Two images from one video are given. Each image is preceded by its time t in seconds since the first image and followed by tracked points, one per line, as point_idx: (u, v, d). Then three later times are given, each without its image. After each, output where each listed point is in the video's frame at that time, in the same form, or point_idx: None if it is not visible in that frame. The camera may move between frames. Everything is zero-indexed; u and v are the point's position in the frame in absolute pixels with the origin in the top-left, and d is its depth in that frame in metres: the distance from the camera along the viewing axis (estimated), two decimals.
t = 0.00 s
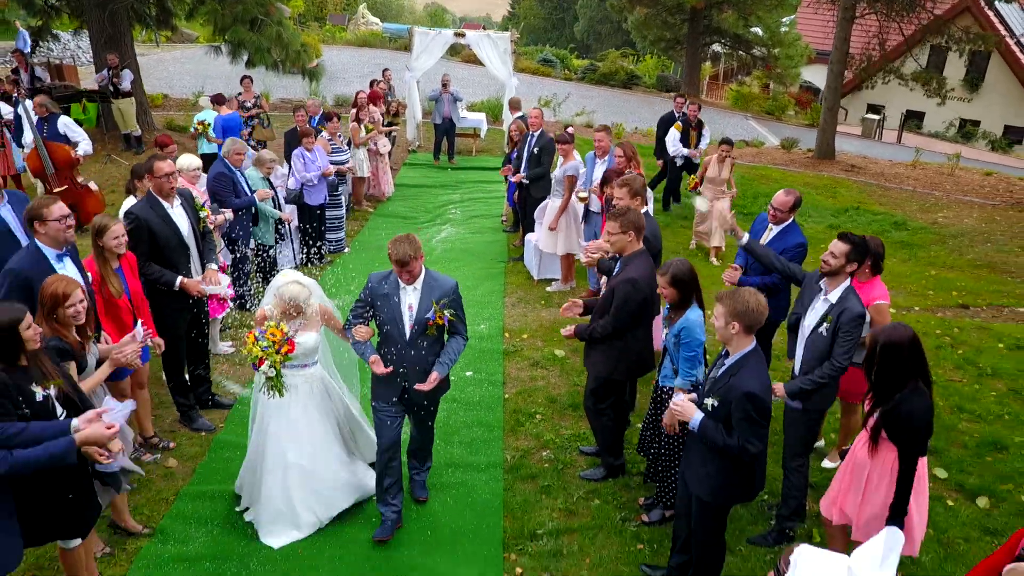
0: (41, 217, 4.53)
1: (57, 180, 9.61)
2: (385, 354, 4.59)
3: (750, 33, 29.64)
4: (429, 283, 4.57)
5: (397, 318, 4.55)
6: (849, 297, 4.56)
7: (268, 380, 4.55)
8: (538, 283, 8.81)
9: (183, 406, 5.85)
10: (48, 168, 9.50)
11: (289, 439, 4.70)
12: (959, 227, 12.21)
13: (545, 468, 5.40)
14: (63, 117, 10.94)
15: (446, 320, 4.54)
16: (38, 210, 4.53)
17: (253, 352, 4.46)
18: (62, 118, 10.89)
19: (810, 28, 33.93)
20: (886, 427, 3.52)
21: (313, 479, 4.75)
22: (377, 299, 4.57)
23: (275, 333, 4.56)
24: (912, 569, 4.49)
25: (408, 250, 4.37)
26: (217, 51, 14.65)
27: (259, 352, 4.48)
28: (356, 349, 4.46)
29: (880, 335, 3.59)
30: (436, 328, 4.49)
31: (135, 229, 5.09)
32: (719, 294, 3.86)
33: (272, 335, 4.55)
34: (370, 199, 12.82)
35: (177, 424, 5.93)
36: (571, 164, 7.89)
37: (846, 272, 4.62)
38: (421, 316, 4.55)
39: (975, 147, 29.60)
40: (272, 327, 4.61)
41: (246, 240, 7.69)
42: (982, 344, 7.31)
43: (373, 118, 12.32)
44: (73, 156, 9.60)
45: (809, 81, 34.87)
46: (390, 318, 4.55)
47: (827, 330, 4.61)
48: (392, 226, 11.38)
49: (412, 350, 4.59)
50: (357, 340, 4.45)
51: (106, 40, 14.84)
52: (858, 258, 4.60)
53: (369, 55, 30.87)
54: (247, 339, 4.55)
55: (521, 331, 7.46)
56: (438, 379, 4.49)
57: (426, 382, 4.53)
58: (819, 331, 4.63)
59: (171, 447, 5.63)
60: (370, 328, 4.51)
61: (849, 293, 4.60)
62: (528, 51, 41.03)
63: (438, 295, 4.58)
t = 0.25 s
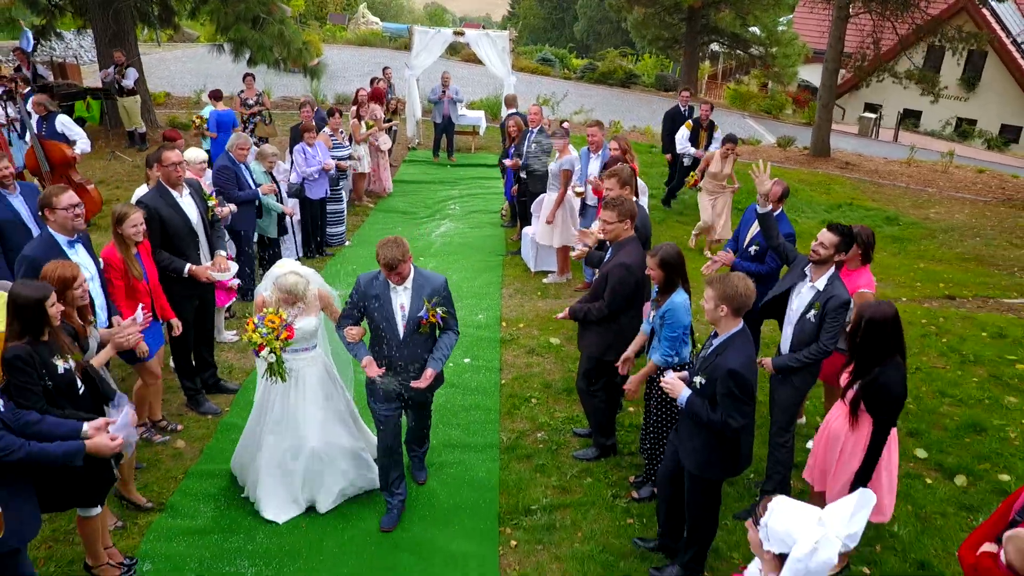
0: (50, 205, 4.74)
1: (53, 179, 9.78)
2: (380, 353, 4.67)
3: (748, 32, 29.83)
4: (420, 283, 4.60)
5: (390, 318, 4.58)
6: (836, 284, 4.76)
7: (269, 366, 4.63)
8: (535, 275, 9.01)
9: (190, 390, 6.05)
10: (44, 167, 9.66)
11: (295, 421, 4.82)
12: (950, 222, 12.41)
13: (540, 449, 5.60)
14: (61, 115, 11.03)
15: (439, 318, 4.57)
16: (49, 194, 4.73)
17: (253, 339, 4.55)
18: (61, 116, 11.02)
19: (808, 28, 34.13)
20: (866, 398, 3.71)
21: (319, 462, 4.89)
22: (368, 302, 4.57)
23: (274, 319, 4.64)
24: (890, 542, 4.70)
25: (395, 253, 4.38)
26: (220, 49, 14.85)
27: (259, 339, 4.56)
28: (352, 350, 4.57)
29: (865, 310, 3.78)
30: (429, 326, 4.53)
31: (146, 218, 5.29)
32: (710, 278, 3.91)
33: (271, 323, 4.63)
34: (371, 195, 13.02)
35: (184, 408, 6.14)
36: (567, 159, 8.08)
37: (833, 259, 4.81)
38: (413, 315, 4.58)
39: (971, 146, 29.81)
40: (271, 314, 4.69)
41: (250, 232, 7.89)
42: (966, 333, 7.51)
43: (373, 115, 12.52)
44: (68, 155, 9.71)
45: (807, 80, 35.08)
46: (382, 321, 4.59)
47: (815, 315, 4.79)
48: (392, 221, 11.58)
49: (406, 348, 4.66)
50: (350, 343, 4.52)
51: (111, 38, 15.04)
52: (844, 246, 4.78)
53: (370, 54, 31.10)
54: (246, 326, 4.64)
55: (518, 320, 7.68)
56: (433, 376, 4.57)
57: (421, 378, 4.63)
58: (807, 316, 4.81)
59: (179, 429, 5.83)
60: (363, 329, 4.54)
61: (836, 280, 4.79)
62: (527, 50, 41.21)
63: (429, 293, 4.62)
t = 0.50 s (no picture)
0: (58, 195, 4.91)
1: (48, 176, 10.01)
2: (374, 347, 4.71)
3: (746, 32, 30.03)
4: (408, 274, 4.66)
5: (382, 311, 4.67)
6: (824, 269, 4.99)
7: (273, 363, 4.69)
8: (532, 267, 9.22)
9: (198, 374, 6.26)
10: (37, 164, 9.89)
11: (300, 414, 4.90)
12: (941, 217, 12.61)
13: (536, 430, 5.81)
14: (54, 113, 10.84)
15: (429, 308, 4.67)
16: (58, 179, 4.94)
17: (256, 340, 4.55)
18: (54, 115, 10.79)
19: (805, 27, 34.33)
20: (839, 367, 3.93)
21: (326, 456, 4.91)
22: (359, 295, 4.68)
23: (278, 320, 4.60)
24: (870, 516, 4.91)
25: (382, 247, 4.40)
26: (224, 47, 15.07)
27: (262, 339, 4.57)
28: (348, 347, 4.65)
29: (846, 286, 4.00)
30: (418, 316, 4.62)
31: (158, 206, 5.50)
32: (700, 259, 4.08)
33: (274, 324, 4.59)
34: (372, 190, 13.24)
35: (192, 392, 6.35)
36: (563, 153, 8.28)
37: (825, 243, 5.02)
38: (403, 307, 4.66)
39: (968, 144, 30.00)
40: (274, 315, 4.65)
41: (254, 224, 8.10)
42: (952, 322, 7.72)
43: (374, 112, 12.74)
44: (61, 155, 9.84)
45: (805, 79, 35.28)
46: (373, 314, 4.66)
47: (805, 297, 5.01)
48: (392, 216, 11.79)
49: (399, 340, 4.73)
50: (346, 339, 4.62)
51: (116, 36, 15.24)
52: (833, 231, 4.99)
53: (371, 53, 31.31)
54: (250, 327, 4.62)
55: (516, 310, 7.89)
56: (424, 365, 4.62)
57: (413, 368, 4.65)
58: (797, 300, 5.08)
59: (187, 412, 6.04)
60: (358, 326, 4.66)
61: (825, 266, 5.02)
62: (527, 50, 41.40)
63: (419, 284, 4.71)
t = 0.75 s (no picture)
0: (67, 183, 5.17)
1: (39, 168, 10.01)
2: (372, 342, 4.72)
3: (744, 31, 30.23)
4: (405, 272, 4.66)
5: (377, 307, 4.67)
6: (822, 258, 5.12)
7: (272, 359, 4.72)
8: (529, 259, 9.44)
9: (205, 358, 6.48)
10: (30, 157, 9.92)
11: (299, 412, 4.94)
12: (932, 212, 12.81)
13: (531, 412, 6.03)
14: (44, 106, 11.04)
15: (426, 305, 4.64)
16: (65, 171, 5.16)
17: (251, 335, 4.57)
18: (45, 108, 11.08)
19: (803, 26, 34.53)
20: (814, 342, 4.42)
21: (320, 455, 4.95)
22: (356, 289, 4.68)
23: (271, 315, 4.65)
24: (852, 491, 5.13)
25: (381, 239, 4.44)
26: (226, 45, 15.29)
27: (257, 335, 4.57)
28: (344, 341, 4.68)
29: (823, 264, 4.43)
30: (415, 313, 4.58)
31: (169, 195, 5.71)
32: (688, 240, 4.28)
33: (268, 319, 4.65)
34: (373, 186, 13.44)
35: (199, 376, 6.57)
36: (559, 147, 8.48)
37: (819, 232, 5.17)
38: (400, 303, 4.64)
39: (964, 142, 30.18)
40: (268, 310, 4.70)
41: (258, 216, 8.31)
42: (938, 311, 7.93)
43: (375, 109, 12.93)
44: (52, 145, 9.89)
45: (802, 78, 35.49)
46: (370, 309, 4.66)
47: (802, 284, 5.12)
48: (393, 210, 12.00)
49: (396, 335, 4.72)
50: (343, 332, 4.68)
51: (120, 35, 15.45)
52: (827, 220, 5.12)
53: (371, 52, 31.51)
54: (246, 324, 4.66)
55: (513, 300, 8.10)
56: (422, 359, 4.56)
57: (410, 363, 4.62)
58: (794, 288, 5.22)
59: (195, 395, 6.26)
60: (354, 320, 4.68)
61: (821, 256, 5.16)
62: (527, 49, 41.59)
63: (417, 281, 4.70)
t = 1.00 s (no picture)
0: (76, 172, 5.38)
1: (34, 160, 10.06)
2: (374, 335, 4.82)
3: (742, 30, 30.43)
4: (412, 266, 4.75)
5: (382, 300, 4.78)
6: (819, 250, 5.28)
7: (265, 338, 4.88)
8: (527, 251, 9.65)
9: (212, 344, 6.70)
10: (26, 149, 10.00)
11: (298, 396, 5.02)
12: (924, 207, 13.02)
13: (528, 394, 6.25)
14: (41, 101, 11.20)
15: (430, 302, 4.72)
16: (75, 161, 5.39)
17: (245, 314, 4.76)
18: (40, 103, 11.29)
19: (801, 25, 34.73)
20: (794, 320, 4.76)
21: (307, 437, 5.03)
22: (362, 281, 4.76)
23: (265, 296, 4.83)
24: (835, 467, 5.35)
25: (394, 228, 4.62)
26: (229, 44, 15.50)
27: (251, 314, 4.76)
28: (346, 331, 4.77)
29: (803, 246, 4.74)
30: (419, 309, 4.67)
31: (179, 186, 5.93)
32: (673, 225, 4.48)
33: (261, 300, 4.82)
34: (374, 182, 13.65)
35: (207, 361, 6.78)
36: (555, 141, 8.69)
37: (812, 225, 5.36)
38: (404, 299, 4.74)
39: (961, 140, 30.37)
40: (264, 291, 4.88)
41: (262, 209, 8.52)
42: (924, 300, 8.14)
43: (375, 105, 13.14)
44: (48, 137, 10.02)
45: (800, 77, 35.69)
46: (374, 301, 4.77)
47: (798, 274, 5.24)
48: (393, 205, 12.21)
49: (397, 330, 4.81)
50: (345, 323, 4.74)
51: (124, 33, 15.65)
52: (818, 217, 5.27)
53: (372, 51, 31.70)
54: (240, 303, 4.84)
55: (511, 290, 8.32)
56: (423, 357, 4.66)
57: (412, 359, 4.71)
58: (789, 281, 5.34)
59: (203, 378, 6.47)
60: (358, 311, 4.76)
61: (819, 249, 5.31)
62: (526, 48, 41.79)
63: (422, 278, 4.78)
